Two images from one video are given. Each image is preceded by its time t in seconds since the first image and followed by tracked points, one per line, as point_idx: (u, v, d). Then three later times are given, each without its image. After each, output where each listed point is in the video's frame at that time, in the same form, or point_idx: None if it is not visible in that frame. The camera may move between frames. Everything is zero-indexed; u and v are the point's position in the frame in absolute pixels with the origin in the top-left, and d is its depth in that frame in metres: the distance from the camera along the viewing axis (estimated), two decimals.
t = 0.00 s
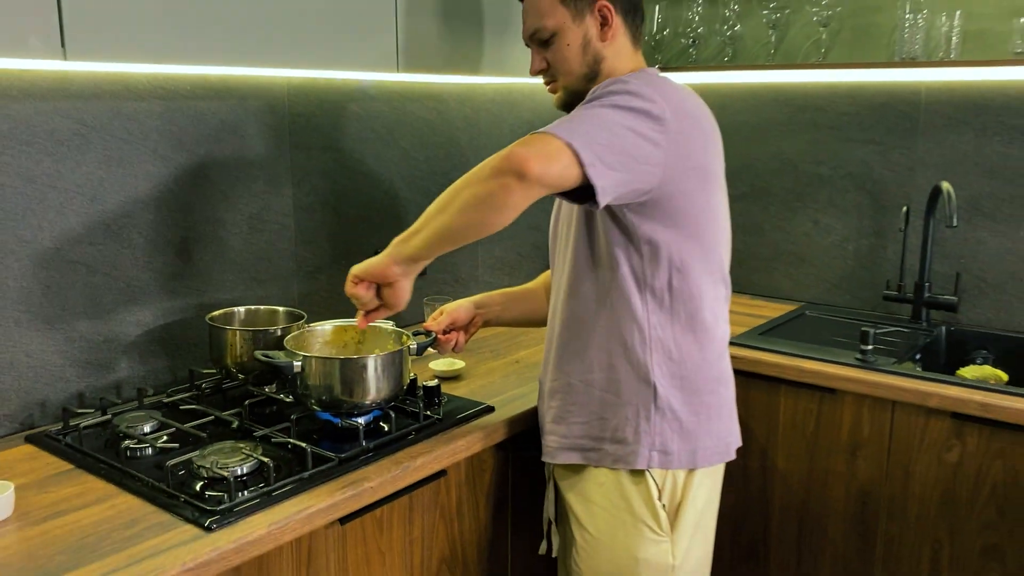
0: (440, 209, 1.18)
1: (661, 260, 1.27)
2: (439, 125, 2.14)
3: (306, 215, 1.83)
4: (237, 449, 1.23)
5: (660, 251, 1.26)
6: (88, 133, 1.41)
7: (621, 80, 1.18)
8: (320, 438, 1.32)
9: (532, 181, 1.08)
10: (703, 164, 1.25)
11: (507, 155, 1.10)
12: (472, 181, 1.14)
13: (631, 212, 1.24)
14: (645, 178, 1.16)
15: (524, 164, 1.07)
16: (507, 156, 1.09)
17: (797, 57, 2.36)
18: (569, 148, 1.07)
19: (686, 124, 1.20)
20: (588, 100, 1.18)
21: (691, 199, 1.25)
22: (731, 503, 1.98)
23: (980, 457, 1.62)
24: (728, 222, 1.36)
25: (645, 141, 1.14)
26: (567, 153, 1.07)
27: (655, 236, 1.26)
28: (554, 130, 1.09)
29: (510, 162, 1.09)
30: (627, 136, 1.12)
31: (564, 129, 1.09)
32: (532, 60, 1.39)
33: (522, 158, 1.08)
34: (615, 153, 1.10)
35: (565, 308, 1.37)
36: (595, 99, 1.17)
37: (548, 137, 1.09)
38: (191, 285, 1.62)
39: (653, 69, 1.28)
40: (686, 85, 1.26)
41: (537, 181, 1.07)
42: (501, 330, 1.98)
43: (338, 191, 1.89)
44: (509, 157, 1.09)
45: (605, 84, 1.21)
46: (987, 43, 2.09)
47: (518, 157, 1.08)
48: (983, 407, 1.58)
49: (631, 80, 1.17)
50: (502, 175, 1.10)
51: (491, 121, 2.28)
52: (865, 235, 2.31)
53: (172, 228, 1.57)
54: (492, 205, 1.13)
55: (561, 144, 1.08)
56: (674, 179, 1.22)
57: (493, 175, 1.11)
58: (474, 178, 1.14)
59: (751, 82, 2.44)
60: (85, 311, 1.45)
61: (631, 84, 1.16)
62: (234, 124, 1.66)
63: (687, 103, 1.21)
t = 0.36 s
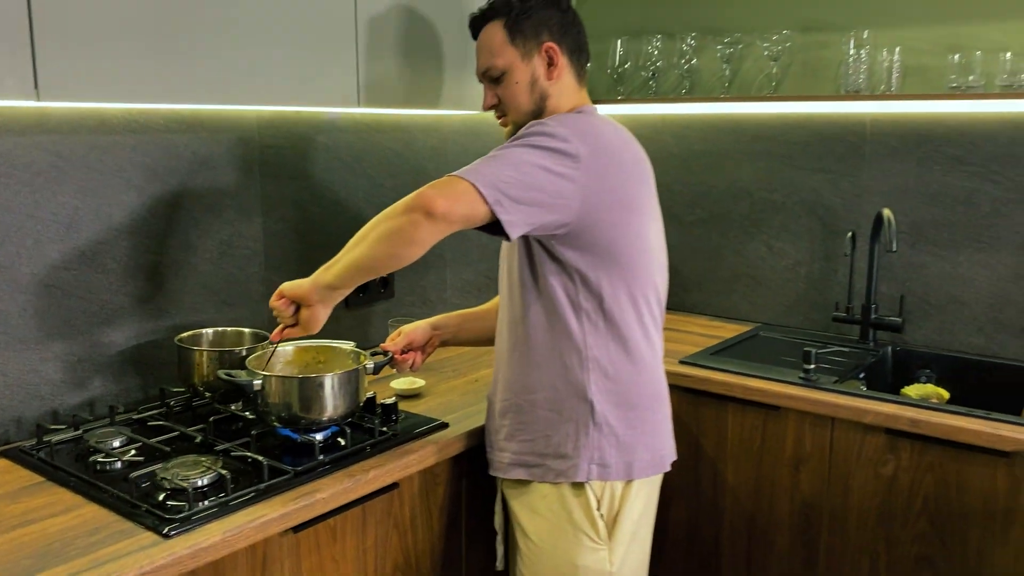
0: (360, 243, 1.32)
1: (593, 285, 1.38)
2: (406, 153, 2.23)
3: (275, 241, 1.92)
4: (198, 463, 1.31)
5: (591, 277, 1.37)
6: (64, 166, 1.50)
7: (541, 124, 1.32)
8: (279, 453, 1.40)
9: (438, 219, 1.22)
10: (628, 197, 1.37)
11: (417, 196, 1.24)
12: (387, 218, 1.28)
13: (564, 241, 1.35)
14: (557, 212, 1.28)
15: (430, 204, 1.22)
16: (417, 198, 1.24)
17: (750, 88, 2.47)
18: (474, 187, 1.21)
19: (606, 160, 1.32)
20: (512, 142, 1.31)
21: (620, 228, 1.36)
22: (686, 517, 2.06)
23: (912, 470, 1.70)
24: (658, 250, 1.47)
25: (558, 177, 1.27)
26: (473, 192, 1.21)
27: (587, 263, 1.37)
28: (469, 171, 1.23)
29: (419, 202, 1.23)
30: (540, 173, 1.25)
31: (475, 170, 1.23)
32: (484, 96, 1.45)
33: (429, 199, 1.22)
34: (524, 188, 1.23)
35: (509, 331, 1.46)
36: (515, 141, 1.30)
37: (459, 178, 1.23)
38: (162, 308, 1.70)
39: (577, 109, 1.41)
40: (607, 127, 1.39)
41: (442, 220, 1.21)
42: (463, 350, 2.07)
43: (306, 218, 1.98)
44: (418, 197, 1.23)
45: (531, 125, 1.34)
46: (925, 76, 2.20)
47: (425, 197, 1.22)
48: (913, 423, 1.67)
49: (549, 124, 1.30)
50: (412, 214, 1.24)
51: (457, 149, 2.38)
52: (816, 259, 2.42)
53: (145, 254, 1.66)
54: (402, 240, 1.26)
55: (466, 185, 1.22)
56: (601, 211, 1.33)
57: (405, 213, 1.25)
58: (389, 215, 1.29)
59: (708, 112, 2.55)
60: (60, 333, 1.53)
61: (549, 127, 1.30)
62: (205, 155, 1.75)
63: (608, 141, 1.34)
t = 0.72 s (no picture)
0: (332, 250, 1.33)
1: (540, 299, 1.40)
2: (374, 172, 2.26)
3: (238, 258, 1.95)
4: (145, 477, 1.33)
5: (539, 291, 1.40)
6: (23, 185, 1.53)
7: (499, 135, 1.34)
8: (229, 468, 1.43)
9: (404, 215, 1.23)
10: (576, 213, 1.39)
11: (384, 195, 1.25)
12: (357, 222, 1.30)
13: (511, 254, 1.37)
14: (516, 220, 1.30)
15: (397, 200, 1.23)
16: (384, 196, 1.25)
17: (715, 108, 2.51)
18: (441, 184, 1.22)
19: (557, 176, 1.35)
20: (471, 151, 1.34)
21: (567, 244, 1.39)
22: (646, 532, 2.08)
23: (862, 486, 1.73)
24: (608, 265, 1.49)
25: (516, 186, 1.29)
26: (439, 190, 1.22)
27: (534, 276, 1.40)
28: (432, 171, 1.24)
29: (386, 200, 1.24)
30: (499, 181, 1.27)
31: (442, 171, 1.24)
32: (439, 119, 1.46)
33: (395, 196, 1.23)
34: (487, 193, 1.25)
35: (459, 340, 1.50)
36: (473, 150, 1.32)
37: (424, 176, 1.24)
38: (123, 324, 1.73)
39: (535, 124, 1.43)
40: (561, 144, 1.41)
41: (409, 215, 1.22)
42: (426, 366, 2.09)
43: (270, 236, 2.01)
44: (385, 196, 1.25)
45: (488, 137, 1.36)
46: (883, 97, 2.24)
47: (392, 195, 1.23)
48: (861, 439, 1.70)
49: (506, 136, 1.33)
50: (380, 214, 1.25)
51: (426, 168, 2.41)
52: (780, 276, 2.45)
53: (106, 271, 1.69)
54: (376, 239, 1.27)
55: (431, 183, 1.23)
56: (548, 226, 1.36)
57: (373, 214, 1.26)
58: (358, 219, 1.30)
59: (675, 131, 2.59)
60: (17, 348, 1.56)
61: (505, 138, 1.32)
62: (166, 175, 1.78)
63: (560, 157, 1.36)
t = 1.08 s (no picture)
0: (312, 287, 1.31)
1: (523, 308, 1.38)
2: (371, 180, 2.27)
3: (233, 264, 1.97)
4: (125, 478, 1.35)
5: (521, 299, 1.38)
6: (16, 190, 1.56)
7: (478, 154, 1.32)
8: (211, 471, 1.44)
9: (393, 261, 1.22)
10: (560, 222, 1.37)
11: (369, 240, 1.24)
12: (339, 261, 1.28)
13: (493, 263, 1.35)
14: (501, 245, 1.29)
15: (385, 249, 1.22)
16: (370, 241, 1.23)
17: (715, 118, 2.50)
18: (425, 228, 1.21)
19: (539, 189, 1.33)
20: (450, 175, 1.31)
21: (550, 253, 1.37)
22: (638, 542, 2.06)
23: (852, 497, 1.71)
24: (593, 273, 1.47)
25: (498, 213, 1.27)
26: (423, 236, 1.21)
27: (516, 285, 1.37)
28: (412, 212, 1.23)
29: (373, 247, 1.23)
30: (480, 210, 1.25)
31: (422, 210, 1.22)
32: (424, 127, 1.46)
33: (382, 243, 1.22)
34: (470, 228, 1.24)
35: (442, 350, 1.47)
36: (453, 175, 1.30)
37: (406, 220, 1.22)
38: (115, 328, 1.75)
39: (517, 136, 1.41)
40: (544, 152, 1.39)
41: (397, 262, 1.22)
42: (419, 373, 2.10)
43: (265, 242, 2.03)
44: (371, 242, 1.23)
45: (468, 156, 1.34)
46: (881, 106, 2.22)
47: (378, 242, 1.22)
48: (850, 450, 1.68)
49: (486, 155, 1.31)
50: (366, 258, 1.24)
51: (424, 176, 2.42)
52: (779, 286, 2.43)
53: (99, 276, 1.71)
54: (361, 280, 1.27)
55: (417, 228, 1.22)
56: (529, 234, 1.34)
57: (358, 257, 1.25)
58: (340, 257, 1.28)
59: (675, 140, 2.58)
60: (10, 351, 1.58)
61: (484, 159, 1.30)
62: (161, 181, 1.80)
63: (541, 168, 1.34)
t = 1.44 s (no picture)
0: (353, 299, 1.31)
1: (552, 326, 1.36)
2: (409, 193, 2.26)
3: (269, 278, 1.98)
4: (155, 493, 1.36)
5: (551, 316, 1.35)
6: (57, 205, 1.59)
7: (511, 165, 1.30)
8: (241, 486, 1.44)
9: (426, 268, 1.20)
10: (591, 238, 1.35)
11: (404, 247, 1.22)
12: (379, 270, 1.27)
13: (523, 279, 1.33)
14: (532, 258, 1.27)
15: (419, 255, 1.19)
16: (405, 248, 1.22)
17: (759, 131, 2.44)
18: (459, 234, 1.19)
19: (570, 204, 1.31)
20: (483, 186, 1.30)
21: (580, 269, 1.34)
22: (675, 565, 2.01)
23: (897, 526, 1.64)
24: (625, 291, 1.44)
25: (531, 225, 1.25)
26: (456, 243, 1.19)
27: (546, 302, 1.35)
28: (446, 217, 1.21)
29: (407, 253, 1.21)
30: (514, 219, 1.23)
31: (456, 217, 1.20)
32: (451, 144, 1.45)
33: (416, 249, 1.20)
34: (504, 236, 1.22)
35: (471, 366, 1.45)
36: (487, 185, 1.28)
37: (439, 226, 1.20)
38: (153, 340, 1.77)
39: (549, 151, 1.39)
40: (576, 167, 1.37)
41: (431, 268, 1.19)
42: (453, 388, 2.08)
43: (302, 256, 2.03)
44: (406, 249, 1.22)
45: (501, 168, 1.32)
46: (932, 119, 2.14)
47: (412, 248, 1.20)
48: (894, 476, 1.61)
49: (519, 168, 1.29)
50: (402, 265, 1.22)
51: (461, 190, 2.41)
52: (824, 303, 2.36)
53: (137, 289, 1.73)
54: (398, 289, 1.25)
55: (451, 233, 1.19)
56: (559, 250, 1.32)
57: (394, 265, 1.24)
58: (378, 268, 1.27)
59: (717, 154, 2.52)
60: (50, 363, 1.61)
61: (517, 171, 1.28)
62: (198, 196, 1.82)
63: (573, 183, 1.32)
